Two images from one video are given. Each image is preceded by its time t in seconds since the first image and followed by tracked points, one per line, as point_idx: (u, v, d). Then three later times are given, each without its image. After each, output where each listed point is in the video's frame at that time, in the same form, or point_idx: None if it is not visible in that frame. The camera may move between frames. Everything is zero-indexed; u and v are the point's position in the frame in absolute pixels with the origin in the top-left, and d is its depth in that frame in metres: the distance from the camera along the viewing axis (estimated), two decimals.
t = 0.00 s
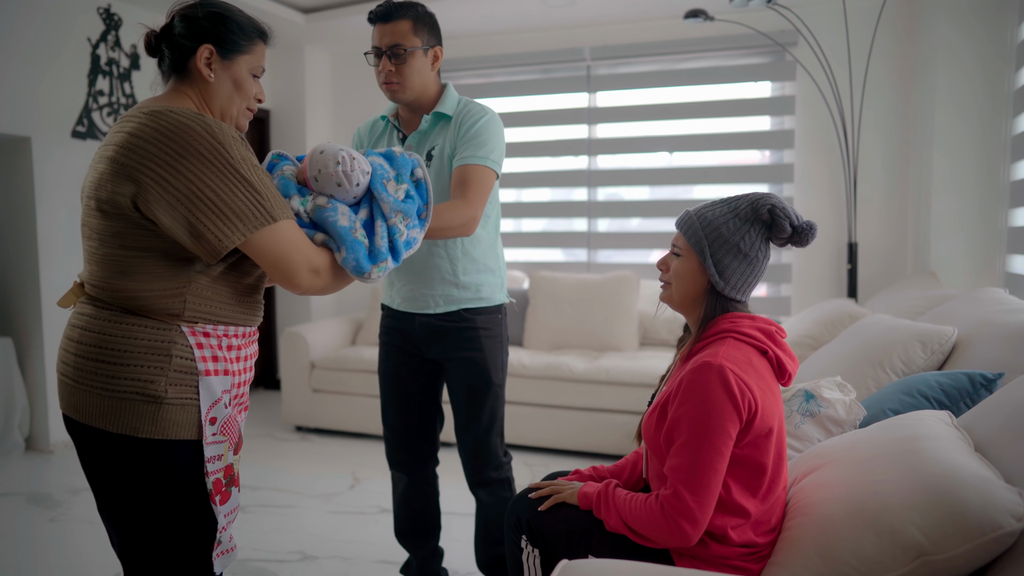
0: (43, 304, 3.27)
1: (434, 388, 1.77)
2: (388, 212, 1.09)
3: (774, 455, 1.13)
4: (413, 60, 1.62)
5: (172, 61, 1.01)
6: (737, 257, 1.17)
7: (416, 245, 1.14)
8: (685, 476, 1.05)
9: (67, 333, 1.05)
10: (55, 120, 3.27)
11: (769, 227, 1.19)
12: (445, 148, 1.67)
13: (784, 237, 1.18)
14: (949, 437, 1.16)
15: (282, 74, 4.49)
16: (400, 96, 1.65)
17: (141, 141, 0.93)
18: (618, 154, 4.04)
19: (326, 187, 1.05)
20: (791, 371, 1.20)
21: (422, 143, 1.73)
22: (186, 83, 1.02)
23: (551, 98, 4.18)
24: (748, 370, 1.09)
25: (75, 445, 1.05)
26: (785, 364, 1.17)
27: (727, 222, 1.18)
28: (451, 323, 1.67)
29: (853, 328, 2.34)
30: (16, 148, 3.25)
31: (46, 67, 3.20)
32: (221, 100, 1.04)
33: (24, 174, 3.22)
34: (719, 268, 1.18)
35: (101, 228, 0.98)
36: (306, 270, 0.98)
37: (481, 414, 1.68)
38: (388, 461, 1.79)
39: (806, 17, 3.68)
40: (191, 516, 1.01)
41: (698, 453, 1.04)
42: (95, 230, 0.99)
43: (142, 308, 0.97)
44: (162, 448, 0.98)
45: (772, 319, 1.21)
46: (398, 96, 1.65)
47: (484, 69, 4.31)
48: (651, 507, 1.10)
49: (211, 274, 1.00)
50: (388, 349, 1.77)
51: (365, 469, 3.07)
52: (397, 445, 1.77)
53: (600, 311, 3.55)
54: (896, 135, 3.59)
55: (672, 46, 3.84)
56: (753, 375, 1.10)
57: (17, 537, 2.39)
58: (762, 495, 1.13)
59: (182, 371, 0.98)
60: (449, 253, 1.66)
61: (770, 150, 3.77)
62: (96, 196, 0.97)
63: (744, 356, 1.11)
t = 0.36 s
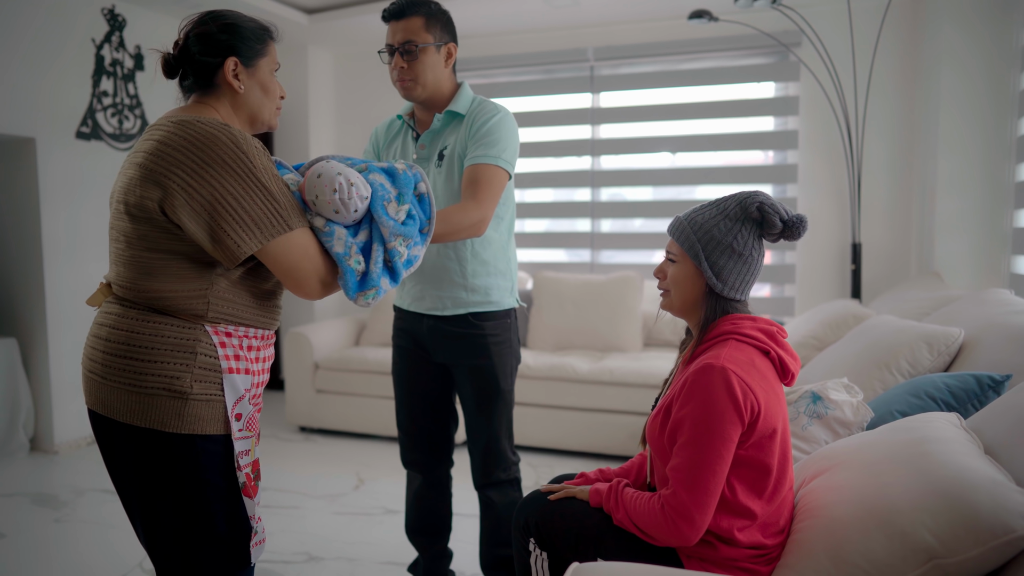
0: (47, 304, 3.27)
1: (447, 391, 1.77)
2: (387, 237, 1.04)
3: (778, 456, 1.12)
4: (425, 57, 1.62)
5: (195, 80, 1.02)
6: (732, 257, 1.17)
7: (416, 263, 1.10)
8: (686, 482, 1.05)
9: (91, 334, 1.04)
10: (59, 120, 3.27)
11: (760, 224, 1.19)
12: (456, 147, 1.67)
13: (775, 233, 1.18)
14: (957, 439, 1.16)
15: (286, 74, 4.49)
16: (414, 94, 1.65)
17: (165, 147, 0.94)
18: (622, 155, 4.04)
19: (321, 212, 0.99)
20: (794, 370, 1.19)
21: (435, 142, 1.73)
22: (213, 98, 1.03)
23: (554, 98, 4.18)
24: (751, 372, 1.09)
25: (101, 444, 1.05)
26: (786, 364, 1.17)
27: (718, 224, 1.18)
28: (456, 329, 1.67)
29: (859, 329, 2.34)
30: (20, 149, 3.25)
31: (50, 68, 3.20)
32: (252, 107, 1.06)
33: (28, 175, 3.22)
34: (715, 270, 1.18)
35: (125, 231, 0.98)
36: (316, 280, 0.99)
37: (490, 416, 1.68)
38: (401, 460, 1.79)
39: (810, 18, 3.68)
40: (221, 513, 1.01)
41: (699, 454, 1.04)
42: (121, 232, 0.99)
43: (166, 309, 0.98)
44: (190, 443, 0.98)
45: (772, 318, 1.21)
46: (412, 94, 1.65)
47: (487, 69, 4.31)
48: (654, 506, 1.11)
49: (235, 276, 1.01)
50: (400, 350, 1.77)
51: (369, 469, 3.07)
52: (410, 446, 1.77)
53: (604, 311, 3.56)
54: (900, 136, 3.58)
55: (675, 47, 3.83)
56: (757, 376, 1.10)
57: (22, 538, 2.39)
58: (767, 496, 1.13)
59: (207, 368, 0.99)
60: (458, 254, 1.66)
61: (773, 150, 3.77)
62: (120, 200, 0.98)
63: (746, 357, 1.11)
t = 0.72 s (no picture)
0: (50, 307, 3.28)
1: (455, 397, 1.77)
2: (389, 232, 1.02)
3: (780, 460, 1.12)
4: (452, 61, 1.64)
5: (200, 79, 1.02)
6: (729, 263, 1.17)
7: (424, 258, 1.08)
8: (678, 484, 1.06)
9: (108, 343, 1.04)
10: (62, 123, 3.27)
11: (756, 228, 1.20)
12: (476, 152, 1.67)
13: (770, 236, 1.18)
14: (962, 444, 1.16)
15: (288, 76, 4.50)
16: (440, 97, 1.67)
17: (175, 149, 0.94)
18: (623, 156, 4.04)
19: (321, 213, 0.99)
20: (795, 374, 1.20)
21: (456, 145, 1.73)
22: (217, 98, 1.03)
23: (556, 100, 4.18)
24: (750, 377, 1.09)
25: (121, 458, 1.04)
26: (787, 368, 1.17)
27: (713, 231, 1.19)
28: (462, 332, 1.67)
29: (861, 332, 2.34)
30: (24, 151, 3.26)
31: (52, 71, 3.21)
32: (252, 111, 1.05)
33: (31, 178, 3.23)
34: (713, 276, 1.18)
35: (138, 237, 0.98)
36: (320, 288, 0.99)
37: (496, 421, 1.68)
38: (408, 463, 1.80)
39: (811, 20, 3.68)
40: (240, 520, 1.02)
41: (694, 463, 1.05)
42: (134, 238, 0.99)
43: (185, 314, 0.98)
44: (215, 450, 0.99)
45: (772, 324, 1.21)
46: (438, 97, 1.67)
47: (489, 71, 4.31)
48: (642, 505, 1.13)
49: (250, 279, 1.01)
50: (411, 356, 1.79)
51: (372, 472, 3.07)
52: (417, 450, 1.78)
53: (606, 313, 3.56)
54: (901, 138, 3.59)
55: (676, 49, 3.84)
56: (755, 381, 1.09)
57: (24, 541, 2.39)
58: (769, 500, 1.13)
59: (228, 374, 0.99)
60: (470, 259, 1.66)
61: (775, 152, 3.78)
62: (133, 205, 0.97)
63: (746, 362, 1.11)
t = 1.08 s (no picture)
0: (52, 308, 3.29)
1: (466, 397, 1.78)
2: (416, 212, 1.04)
3: (779, 461, 1.13)
4: (475, 64, 1.65)
5: (211, 72, 0.99)
6: (729, 265, 1.18)
7: (450, 235, 1.10)
8: (677, 484, 1.07)
9: (116, 354, 0.98)
10: (63, 125, 3.28)
11: (758, 232, 1.21)
12: (496, 154, 1.66)
13: (772, 240, 1.20)
14: (963, 445, 1.17)
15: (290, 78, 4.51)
16: (462, 99, 1.69)
17: (192, 145, 0.90)
18: (624, 157, 4.05)
19: (346, 210, 0.99)
20: (797, 376, 1.20)
21: (474, 146, 1.73)
22: (220, 94, 0.99)
23: (557, 102, 4.19)
24: (753, 378, 1.09)
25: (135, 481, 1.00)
26: (789, 370, 1.18)
27: (716, 233, 1.20)
28: (469, 334, 1.68)
29: (861, 332, 2.35)
30: (26, 153, 3.27)
31: (54, 73, 3.22)
32: (253, 116, 1.01)
33: (33, 180, 3.24)
34: (714, 278, 1.19)
35: (151, 239, 0.92)
36: (354, 283, 0.97)
37: (507, 423, 1.69)
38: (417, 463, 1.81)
39: (812, 21, 3.69)
40: (253, 541, 0.98)
41: (694, 466, 1.05)
42: (145, 241, 0.93)
43: (209, 323, 0.94)
44: (238, 469, 0.96)
45: (775, 325, 1.22)
46: (460, 99, 1.69)
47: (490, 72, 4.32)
48: (645, 508, 1.13)
49: (269, 284, 0.99)
50: (424, 357, 1.80)
51: (374, 472, 3.08)
52: (427, 451, 1.79)
53: (607, 313, 3.57)
54: (901, 139, 3.59)
55: (676, 50, 3.85)
56: (758, 382, 1.10)
57: (27, 541, 2.40)
58: (768, 501, 1.14)
59: (255, 390, 0.97)
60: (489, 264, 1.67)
61: (775, 153, 3.79)
62: (145, 205, 0.92)
63: (748, 363, 1.11)
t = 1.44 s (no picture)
0: (53, 308, 3.30)
1: (471, 397, 1.79)
2: (415, 197, 1.02)
3: (784, 463, 1.13)
4: (484, 61, 1.66)
5: (209, 59, 0.96)
6: (746, 263, 1.19)
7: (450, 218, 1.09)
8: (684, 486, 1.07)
9: (118, 368, 0.93)
10: (63, 125, 3.29)
11: (774, 234, 1.22)
12: (502, 154, 1.67)
13: (788, 243, 1.21)
14: (959, 445, 1.17)
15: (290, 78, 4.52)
16: (472, 96, 1.69)
17: (203, 147, 0.86)
18: (624, 157, 4.05)
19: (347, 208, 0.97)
20: (801, 378, 1.20)
21: (482, 145, 1.74)
22: (219, 84, 0.96)
23: (556, 102, 4.20)
24: (761, 380, 1.10)
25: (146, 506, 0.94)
26: (795, 372, 1.18)
27: (735, 231, 1.20)
28: (474, 335, 1.69)
29: (860, 332, 2.35)
30: (27, 153, 3.28)
31: (55, 73, 3.23)
32: (253, 110, 0.98)
33: (33, 181, 3.25)
34: (730, 276, 1.20)
35: (161, 247, 0.88)
36: (363, 286, 0.95)
37: (511, 424, 1.69)
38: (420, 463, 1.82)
39: (812, 21, 3.69)
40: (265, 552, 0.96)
41: (701, 468, 1.06)
42: (153, 248, 0.88)
43: (229, 334, 0.91)
44: (262, 482, 0.95)
45: (780, 328, 1.22)
46: (470, 96, 1.69)
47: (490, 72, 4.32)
48: (654, 511, 1.13)
49: (279, 290, 0.98)
50: (430, 357, 1.80)
51: (374, 472, 3.09)
52: (432, 450, 1.79)
53: (606, 313, 3.57)
54: (901, 139, 3.60)
55: (676, 50, 3.85)
56: (766, 384, 1.10)
57: (28, 541, 2.40)
58: (771, 502, 1.14)
59: (279, 401, 0.96)
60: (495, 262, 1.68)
61: (775, 153, 3.79)
62: (154, 212, 0.87)
63: (756, 365, 1.12)
